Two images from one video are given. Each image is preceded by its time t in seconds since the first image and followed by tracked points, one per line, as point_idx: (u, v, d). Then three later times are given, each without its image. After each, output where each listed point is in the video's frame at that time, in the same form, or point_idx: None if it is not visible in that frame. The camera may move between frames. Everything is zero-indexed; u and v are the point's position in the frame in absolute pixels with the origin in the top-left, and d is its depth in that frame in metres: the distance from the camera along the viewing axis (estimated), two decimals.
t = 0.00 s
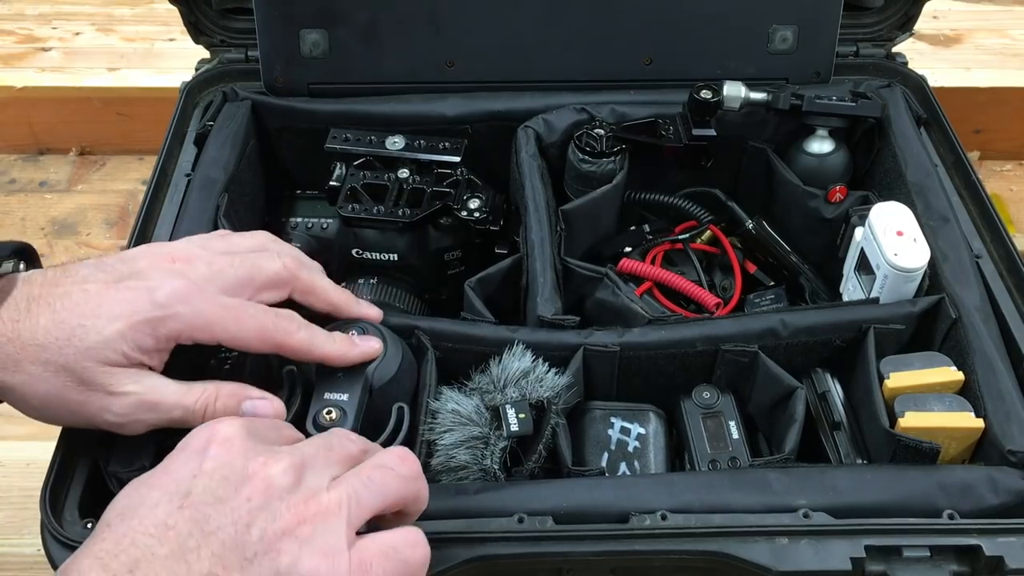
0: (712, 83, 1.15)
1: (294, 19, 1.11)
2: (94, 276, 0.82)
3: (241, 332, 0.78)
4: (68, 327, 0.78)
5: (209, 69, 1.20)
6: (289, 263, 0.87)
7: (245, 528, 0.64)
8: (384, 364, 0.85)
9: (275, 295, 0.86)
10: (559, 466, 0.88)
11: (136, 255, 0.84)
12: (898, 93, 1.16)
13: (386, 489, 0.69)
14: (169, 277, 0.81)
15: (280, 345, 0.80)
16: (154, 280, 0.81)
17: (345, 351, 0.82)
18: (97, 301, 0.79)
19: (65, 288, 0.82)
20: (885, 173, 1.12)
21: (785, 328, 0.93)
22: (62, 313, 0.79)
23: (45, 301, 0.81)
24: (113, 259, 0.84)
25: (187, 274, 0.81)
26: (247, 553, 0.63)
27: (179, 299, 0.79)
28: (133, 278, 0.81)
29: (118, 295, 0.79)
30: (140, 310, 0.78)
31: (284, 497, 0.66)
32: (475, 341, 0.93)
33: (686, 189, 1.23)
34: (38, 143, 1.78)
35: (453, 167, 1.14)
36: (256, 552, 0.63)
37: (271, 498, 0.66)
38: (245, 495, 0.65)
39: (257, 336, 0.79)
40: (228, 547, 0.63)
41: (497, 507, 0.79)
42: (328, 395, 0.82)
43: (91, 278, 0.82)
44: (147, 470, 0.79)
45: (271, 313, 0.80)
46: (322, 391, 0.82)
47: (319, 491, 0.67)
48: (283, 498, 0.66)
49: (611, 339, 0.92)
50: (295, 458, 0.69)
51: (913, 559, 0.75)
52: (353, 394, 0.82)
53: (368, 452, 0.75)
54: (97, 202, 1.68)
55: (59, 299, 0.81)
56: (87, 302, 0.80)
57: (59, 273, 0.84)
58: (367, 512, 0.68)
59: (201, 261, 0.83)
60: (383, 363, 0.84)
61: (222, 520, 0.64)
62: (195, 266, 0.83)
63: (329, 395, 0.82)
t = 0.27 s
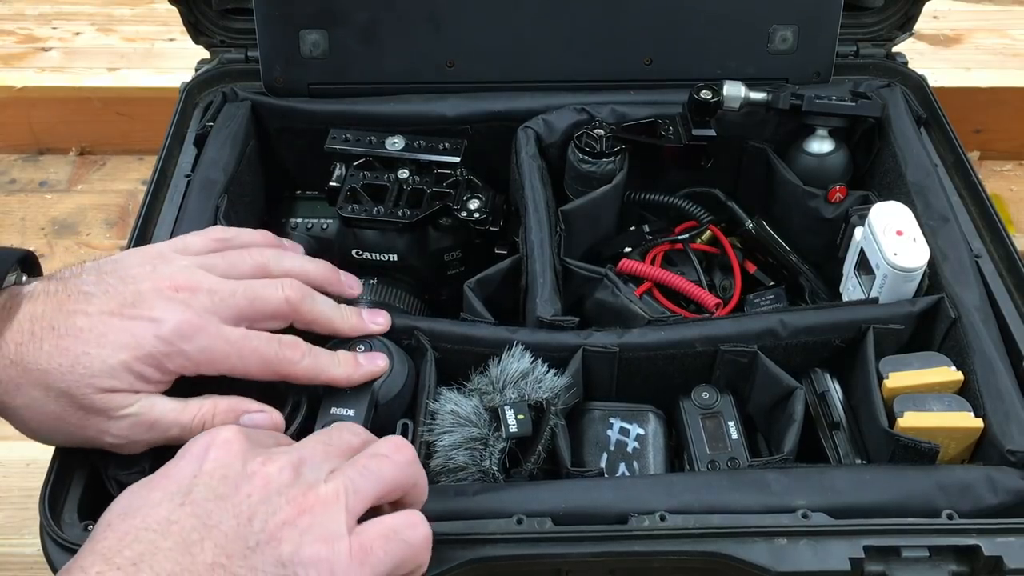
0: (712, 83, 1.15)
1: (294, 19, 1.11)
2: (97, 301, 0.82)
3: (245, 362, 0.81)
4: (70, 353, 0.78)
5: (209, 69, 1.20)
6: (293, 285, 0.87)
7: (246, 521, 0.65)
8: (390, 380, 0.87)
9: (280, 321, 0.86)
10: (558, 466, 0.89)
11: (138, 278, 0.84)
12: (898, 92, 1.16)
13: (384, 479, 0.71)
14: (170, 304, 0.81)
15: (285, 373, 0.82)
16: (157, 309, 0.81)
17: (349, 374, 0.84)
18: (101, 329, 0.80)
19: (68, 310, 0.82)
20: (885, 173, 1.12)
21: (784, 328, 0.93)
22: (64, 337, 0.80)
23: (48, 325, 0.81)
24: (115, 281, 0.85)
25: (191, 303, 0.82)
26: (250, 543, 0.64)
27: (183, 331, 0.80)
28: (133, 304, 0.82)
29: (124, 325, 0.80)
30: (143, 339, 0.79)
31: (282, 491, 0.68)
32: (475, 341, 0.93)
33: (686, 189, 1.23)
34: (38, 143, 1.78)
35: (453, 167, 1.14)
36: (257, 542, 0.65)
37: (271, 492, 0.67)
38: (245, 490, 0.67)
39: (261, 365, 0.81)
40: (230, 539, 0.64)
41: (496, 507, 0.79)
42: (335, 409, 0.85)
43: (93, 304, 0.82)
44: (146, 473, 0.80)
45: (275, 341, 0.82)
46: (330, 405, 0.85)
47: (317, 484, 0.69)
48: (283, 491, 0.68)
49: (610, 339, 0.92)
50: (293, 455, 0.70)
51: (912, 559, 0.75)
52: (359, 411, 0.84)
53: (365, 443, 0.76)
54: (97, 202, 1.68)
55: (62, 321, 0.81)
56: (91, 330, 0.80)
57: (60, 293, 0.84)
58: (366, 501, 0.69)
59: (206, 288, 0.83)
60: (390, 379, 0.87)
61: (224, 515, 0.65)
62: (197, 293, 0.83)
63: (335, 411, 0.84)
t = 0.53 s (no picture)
0: (712, 83, 1.15)
1: (294, 19, 1.11)
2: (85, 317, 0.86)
3: (237, 386, 0.83)
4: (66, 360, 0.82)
5: (209, 69, 1.20)
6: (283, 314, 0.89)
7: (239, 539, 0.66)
8: (391, 379, 0.87)
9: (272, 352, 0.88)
10: (559, 466, 0.88)
11: (133, 295, 0.88)
12: (898, 92, 1.16)
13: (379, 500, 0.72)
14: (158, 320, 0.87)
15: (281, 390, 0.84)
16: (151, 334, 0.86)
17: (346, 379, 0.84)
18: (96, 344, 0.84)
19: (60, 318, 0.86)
20: (885, 173, 1.12)
21: (784, 328, 0.93)
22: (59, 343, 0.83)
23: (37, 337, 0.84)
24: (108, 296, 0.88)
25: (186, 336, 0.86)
26: (243, 567, 0.64)
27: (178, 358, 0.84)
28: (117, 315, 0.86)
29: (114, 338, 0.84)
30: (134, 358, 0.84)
31: (275, 515, 0.68)
32: (475, 341, 0.93)
33: (686, 189, 1.23)
34: (38, 142, 1.78)
35: (453, 167, 1.14)
36: (251, 564, 0.65)
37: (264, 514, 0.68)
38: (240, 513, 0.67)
39: (254, 386, 0.83)
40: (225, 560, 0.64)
41: (496, 507, 0.79)
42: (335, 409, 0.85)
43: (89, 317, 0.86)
44: (146, 470, 0.81)
45: (264, 362, 0.84)
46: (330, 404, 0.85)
47: (309, 506, 0.69)
48: (275, 514, 0.68)
49: (610, 339, 0.92)
50: (287, 476, 0.71)
51: (913, 559, 0.75)
52: (359, 412, 0.85)
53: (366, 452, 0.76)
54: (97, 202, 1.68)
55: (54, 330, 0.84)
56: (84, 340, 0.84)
57: (57, 296, 0.87)
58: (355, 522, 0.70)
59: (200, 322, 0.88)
60: (390, 378, 0.87)
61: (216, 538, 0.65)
62: (184, 315, 0.88)
63: (336, 412, 0.84)
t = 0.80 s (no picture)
0: (711, 83, 1.14)
1: (294, 19, 1.11)
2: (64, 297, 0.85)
3: (194, 318, 0.86)
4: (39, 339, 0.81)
5: (209, 69, 1.20)
6: (239, 263, 0.92)
7: (306, 575, 0.65)
8: (391, 375, 0.89)
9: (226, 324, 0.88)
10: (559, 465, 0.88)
11: (96, 276, 0.88)
12: (898, 93, 1.16)
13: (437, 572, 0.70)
14: (124, 291, 0.86)
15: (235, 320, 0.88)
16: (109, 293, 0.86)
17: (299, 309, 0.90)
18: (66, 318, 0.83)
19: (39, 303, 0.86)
20: (886, 173, 1.12)
21: (785, 327, 0.93)
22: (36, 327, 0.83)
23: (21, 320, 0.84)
24: (87, 280, 0.88)
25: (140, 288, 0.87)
26: None
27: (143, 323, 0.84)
28: (91, 294, 0.85)
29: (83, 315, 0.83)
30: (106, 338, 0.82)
31: None
32: (475, 341, 0.93)
33: (686, 189, 1.23)
34: (38, 142, 1.78)
35: (453, 167, 1.14)
36: None
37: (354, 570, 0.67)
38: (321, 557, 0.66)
39: (211, 316, 0.86)
40: None
41: (497, 507, 0.79)
42: (335, 405, 0.87)
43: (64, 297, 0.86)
44: (147, 468, 0.81)
45: (219, 293, 0.88)
46: (331, 400, 0.88)
47: None
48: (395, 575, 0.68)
49: (611, 338, 0.92)
50: (362, 529, 0.69)
51: (914, 559, 0.75)
52: (359, 407, 0.87)
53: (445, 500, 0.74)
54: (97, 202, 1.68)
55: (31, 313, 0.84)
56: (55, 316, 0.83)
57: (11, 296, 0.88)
58: None
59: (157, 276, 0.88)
60: (389, 374, 0.89)
61: None
62: (149, 284, 0.87)
63: (335, 406, 0.87)
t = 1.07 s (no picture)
0: (711, 83, 1.14)
1: (294, 19, 1.11)
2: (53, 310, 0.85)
3: (184, 322, 0.85)
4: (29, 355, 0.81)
5: (209, 69, 1.20)
6: (233, 273, 0.92)
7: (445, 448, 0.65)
8: (392, 374, 0.90)
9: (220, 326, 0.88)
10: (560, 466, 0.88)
11: (86, 286, 0.88)
12: (898, 92, 1.16)
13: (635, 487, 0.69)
14: (111, 299, 0.85)
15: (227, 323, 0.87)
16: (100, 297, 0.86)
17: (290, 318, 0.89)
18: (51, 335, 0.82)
19: (33, 320, 0.86)
20: (886, 173, 1.12)
21: (784, 328, 0.93)
22: (32, 340, 0.83)
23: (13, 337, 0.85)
24: (80, 288, 0.87)
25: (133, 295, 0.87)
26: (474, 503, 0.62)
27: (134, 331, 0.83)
28: (78, 304, 0.85)
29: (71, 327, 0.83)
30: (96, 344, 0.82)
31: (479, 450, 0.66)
32: (475, 341, 0.93)
33: (686, 189, 1.23)
34: (38, 142, 1.78)
35: (453, 167, 1.14)
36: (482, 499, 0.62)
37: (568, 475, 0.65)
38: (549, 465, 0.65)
39: (200, 319, 0.86)
40: (468, 504, 0.62)
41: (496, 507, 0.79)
42: (335, 405, 0.88)
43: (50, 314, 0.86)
44: (147, 469, 0.81)
45: (209, 298, 0.87)
46: (331, 401, 0.88)
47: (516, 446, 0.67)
48: (536, 459, 0.66)
49: (611, 339, 0.92)
50: (482, 406, 0.69)
51: (914, 559, 0.75)
52: (359, 408, 0.87)
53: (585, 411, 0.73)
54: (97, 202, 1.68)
55: (24, 333, 0.85)
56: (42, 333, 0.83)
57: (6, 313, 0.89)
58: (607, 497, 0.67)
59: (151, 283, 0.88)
60: (389, 374, 0.89)
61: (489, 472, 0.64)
62: (140, 289, 0.87)
63: (336, 407, 0.87)
